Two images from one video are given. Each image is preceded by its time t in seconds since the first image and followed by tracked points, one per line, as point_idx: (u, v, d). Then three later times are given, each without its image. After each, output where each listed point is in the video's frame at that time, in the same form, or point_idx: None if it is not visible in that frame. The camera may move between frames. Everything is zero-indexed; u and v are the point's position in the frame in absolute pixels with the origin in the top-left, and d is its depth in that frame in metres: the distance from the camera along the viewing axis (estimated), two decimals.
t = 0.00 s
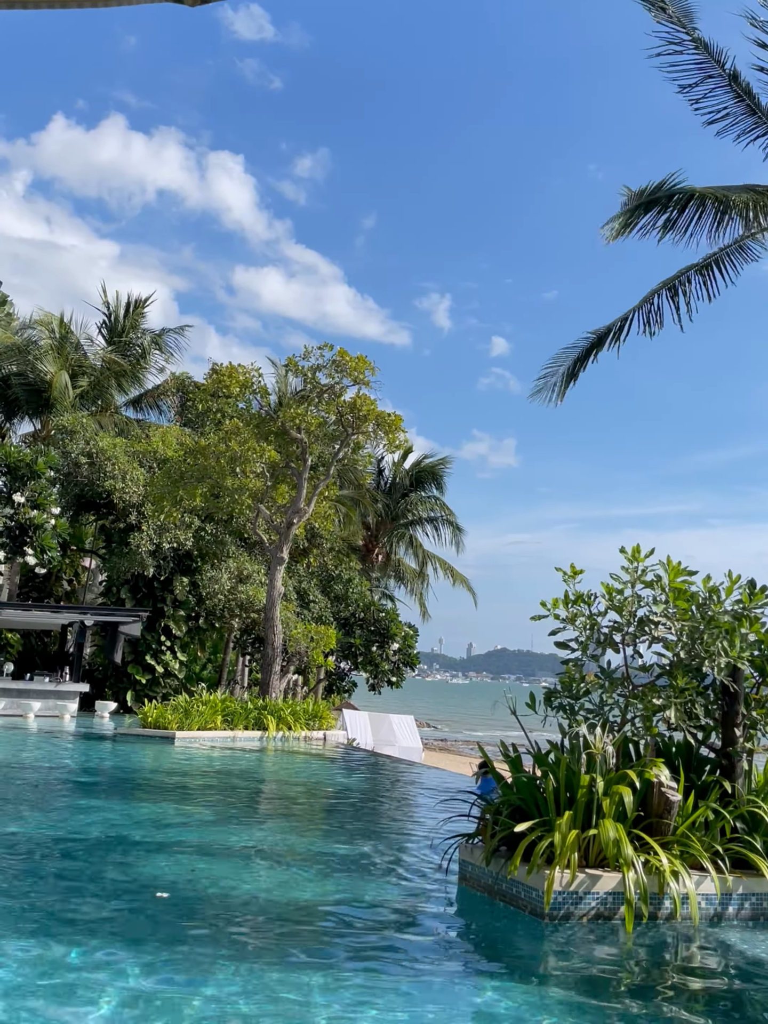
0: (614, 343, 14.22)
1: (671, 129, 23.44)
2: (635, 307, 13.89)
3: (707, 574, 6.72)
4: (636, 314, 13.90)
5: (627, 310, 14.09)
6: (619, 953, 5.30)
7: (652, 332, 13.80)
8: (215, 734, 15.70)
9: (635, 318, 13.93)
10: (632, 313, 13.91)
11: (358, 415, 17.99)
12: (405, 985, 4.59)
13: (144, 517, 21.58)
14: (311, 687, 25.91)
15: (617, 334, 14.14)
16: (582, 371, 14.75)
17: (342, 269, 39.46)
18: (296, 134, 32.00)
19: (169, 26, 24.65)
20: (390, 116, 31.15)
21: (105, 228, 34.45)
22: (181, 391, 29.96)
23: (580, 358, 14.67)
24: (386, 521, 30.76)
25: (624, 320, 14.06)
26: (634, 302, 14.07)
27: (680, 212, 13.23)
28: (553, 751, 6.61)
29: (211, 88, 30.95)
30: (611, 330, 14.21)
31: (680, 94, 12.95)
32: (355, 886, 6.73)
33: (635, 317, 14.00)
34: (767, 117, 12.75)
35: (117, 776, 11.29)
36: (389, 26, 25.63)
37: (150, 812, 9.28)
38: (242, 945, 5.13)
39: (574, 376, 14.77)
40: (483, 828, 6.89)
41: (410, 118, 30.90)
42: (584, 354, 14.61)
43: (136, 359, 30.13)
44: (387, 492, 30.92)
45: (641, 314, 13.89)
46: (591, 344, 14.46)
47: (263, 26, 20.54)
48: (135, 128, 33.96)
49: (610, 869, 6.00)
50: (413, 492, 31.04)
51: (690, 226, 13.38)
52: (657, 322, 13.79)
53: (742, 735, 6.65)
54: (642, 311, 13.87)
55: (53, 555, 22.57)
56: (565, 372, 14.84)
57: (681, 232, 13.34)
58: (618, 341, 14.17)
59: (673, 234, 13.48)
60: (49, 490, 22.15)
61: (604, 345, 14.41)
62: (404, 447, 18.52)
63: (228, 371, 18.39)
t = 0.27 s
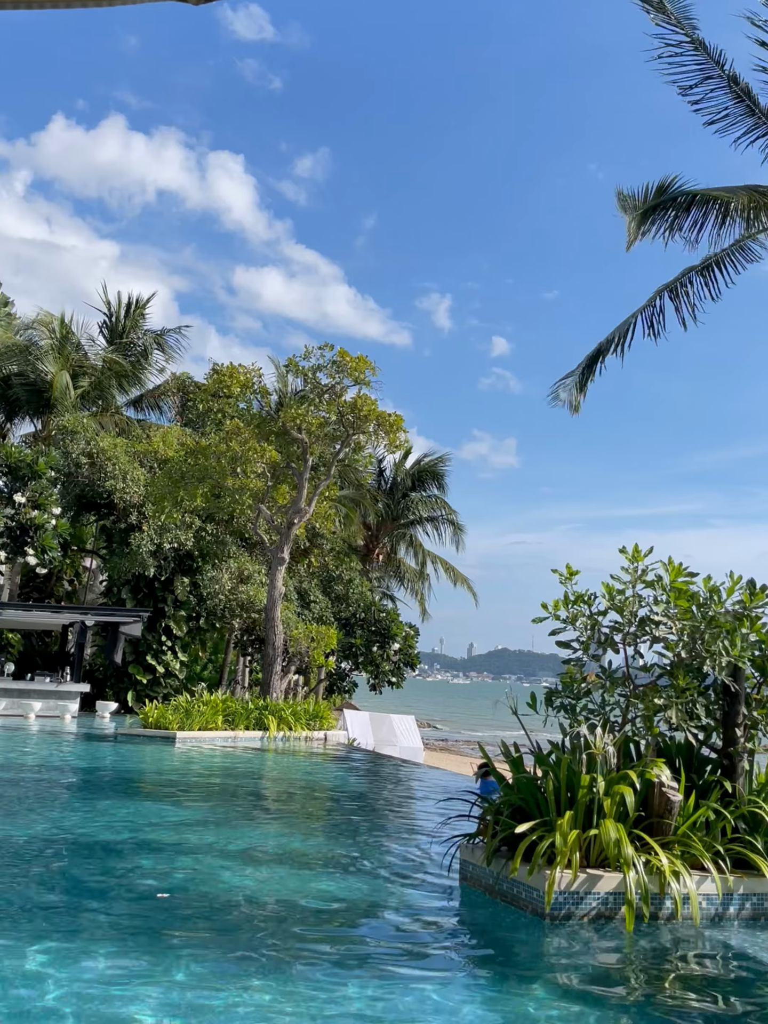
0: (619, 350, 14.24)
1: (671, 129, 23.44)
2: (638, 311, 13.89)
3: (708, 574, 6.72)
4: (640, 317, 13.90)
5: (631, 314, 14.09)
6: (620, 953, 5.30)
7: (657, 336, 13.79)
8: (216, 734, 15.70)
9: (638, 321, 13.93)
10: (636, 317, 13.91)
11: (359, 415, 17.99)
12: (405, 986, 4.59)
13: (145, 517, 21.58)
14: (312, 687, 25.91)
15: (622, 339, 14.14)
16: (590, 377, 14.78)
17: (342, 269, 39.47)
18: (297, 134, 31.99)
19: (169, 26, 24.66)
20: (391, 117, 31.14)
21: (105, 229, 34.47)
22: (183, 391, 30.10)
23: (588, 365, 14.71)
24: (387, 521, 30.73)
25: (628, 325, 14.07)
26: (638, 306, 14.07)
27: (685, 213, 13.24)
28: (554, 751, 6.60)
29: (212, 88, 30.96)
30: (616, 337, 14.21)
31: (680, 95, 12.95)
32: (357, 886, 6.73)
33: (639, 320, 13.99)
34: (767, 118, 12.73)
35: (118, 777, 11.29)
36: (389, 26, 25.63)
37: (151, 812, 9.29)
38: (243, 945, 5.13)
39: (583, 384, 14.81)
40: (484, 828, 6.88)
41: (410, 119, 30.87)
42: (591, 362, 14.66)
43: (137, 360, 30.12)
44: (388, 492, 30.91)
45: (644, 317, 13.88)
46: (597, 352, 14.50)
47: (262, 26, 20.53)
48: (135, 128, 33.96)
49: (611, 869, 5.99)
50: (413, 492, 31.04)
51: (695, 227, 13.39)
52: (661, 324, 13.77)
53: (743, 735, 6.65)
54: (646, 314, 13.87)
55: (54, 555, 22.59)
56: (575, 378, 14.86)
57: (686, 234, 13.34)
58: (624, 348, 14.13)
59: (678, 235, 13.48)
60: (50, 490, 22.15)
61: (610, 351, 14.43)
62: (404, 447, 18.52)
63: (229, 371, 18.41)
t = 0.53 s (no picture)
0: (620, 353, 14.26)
1: (671, 129, 23.44)
2: (639, 312, 13.89)
3: (707, 573, 6.72)
4: (640, 318, 13.91)
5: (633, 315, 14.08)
6: (621, 953, 5.30)
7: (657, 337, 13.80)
8: (216, 734, 15.70)
9: (639, 322, 13.93)
10: (637, 319, 13.91)
11: (359, 415, 17.99)
12: (407, 985, 4.60)
13: (145, 517, 21.58)
14: (312, 687, 25.90)
15: (623, 341, 14.14)
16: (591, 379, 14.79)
17: (342, 269, 39.48)
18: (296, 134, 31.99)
19: (169, 26, 24.63)
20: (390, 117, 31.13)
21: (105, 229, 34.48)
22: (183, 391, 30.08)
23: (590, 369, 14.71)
24: (387, 521, 30.73)
25: (628, 327, 14.07)
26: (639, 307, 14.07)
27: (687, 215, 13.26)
28: (554, 752, 6.61)
29: (211, 88, 30.96)
30: (617, 339, 14.22)
31: (680, 96, 12.95)
32: (357, 886, 6.73)
33: (639, 321, 13.99)
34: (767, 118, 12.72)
35: (118, 777, 11.30)
36: (389, 26, 25.62)
37: (152, 812, 9.29)
38: (243, 945, 5.14)
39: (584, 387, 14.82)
40: (484, 828, 6.88)
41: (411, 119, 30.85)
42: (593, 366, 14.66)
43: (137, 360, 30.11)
44: (388, 492, 30.92)
45: (645, 318, 13.88)
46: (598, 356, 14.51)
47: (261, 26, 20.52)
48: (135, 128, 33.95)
49: (613, 869, 6.00)
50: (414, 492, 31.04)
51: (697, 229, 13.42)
52: (662, 325, 13.77)
53: (743, 734, 6.66)
54: (646, 315, 13.87)
55: (55, 555, 22.57)
56: (579, 380, 14.82)
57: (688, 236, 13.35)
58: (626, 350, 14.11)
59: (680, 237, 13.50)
60: (50, 490, 22.15)
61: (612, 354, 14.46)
62: (404, 447, 18.52)
63: (229, 371, 18.44)
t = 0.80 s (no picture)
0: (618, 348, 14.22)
1: (671, 129, 23.43)
2: (638, 310, 13.89)
3: (708, 573, 6.72)
4: (639, 315, 13.90)
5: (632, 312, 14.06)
6: (622, 953, 5.30)
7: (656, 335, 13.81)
8: (216, 734, 15.69)
9: (638, 320, 13.92)
10: (636, 315, 13.89)
11: (360, 415, 17.99)
12: (408, 985, 4.59)
13: (146, 517, 21.59)
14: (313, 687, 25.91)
15: (621, 337, 14.13)
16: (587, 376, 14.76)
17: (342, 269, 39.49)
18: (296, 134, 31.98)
19: (169, 26, 24.61)
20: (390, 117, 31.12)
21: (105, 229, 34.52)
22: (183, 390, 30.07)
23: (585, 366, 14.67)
24: (387, 521, 30.75)
25: (627, 324, 14.05)
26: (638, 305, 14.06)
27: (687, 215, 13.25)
28: (555, 751, 6.61)
29: (211, 88, 30.96)
30: (615, 335, 14.21)
31: (681, 95, 12.94)
32: (358, 886, 6.73)
33: (639, 319, 13.98)
34: None
35: (119, 776, 11.29)
36: (389, 26, 25.61)
37: (152, 812, 9.28)
38: (244, 945, 5.13)
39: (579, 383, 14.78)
40: (485, 828, 6.88)
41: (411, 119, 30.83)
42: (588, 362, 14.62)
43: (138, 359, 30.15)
44: (388, 492, 30.92)
45: (644, 316, 13.88)
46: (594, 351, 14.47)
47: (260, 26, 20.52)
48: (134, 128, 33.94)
49: (613, 869, 6.00)
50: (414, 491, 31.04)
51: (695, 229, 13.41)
52: (662, 323, 13.77)
53: (743, 734, 6.67)
54: (645, 313, 13.87)
55: (55, 555, 22.60)
56: (572, 377, 14.77)
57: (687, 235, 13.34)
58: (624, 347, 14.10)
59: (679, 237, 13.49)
60: (51, 490, 22.16)
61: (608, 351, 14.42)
62: (405, 447, 18.51)
63: (229, 371, 18.41)
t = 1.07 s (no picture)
0: (618, 345, 14.22)
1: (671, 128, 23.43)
2: (638, 308, 13.88)
3: (709, 573, 6.72)
4: (639, 314, 13.90)
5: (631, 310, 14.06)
6: (623, 952, 5.30)
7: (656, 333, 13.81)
8: (217, 734, 15.68)
9: (638, 319, 13.91)
10: (636, 313, 13.88)
11: (360, 414, 17.99)
12: (409, 985, 4.59)
13: (146, 517, 21.58)
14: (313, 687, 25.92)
15: (621, 335, 14.12)
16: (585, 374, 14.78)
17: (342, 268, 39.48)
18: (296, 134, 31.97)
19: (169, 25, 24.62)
20: (390, 117, 31.11)
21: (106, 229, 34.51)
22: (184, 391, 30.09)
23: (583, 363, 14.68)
24: (387, 521, 30.79)
25: (627, 321, 14.05)
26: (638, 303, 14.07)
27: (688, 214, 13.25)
28: (556, 751, 6.61)
29: (211, 87, 30.95)
30: (614, 333, 14.21)
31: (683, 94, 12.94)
32: (359, 886, 6.72)
33: (639, 318, 13.99)
34: None
35: (120, 776, 11.29)
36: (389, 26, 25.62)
37: (153, 812, 9.28)
38: (245, 945, 5.13)
39: (577, 381, 14.80)
40: (486, 827, 6.88)
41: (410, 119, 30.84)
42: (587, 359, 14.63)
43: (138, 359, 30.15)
44: (388, 492, 30.94)
45: (644, 315, 13.88)
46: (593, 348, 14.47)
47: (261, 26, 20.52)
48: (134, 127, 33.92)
49: (614, 869, 6.00)
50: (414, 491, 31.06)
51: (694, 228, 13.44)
52: (662, 322, 13.78)
53: (745, 734, 6.67)
54: (645, 313, 13.88)
55: (55, 555, 22.51)
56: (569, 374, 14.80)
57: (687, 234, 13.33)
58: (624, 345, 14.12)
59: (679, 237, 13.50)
60: (51, 490, 22.14)
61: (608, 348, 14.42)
62: (405, 447, 18.50)
63: (230, 372, 18.36)
